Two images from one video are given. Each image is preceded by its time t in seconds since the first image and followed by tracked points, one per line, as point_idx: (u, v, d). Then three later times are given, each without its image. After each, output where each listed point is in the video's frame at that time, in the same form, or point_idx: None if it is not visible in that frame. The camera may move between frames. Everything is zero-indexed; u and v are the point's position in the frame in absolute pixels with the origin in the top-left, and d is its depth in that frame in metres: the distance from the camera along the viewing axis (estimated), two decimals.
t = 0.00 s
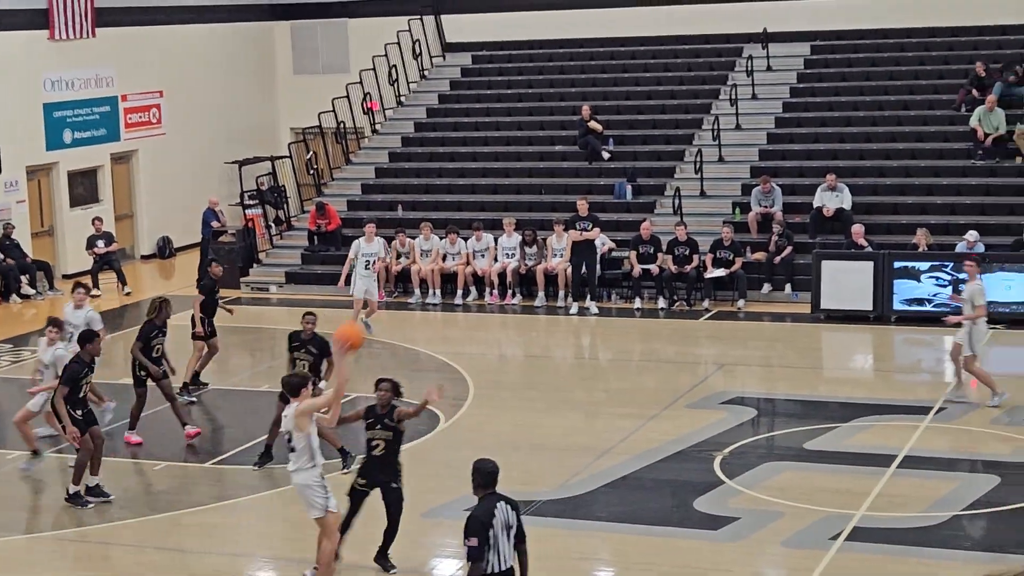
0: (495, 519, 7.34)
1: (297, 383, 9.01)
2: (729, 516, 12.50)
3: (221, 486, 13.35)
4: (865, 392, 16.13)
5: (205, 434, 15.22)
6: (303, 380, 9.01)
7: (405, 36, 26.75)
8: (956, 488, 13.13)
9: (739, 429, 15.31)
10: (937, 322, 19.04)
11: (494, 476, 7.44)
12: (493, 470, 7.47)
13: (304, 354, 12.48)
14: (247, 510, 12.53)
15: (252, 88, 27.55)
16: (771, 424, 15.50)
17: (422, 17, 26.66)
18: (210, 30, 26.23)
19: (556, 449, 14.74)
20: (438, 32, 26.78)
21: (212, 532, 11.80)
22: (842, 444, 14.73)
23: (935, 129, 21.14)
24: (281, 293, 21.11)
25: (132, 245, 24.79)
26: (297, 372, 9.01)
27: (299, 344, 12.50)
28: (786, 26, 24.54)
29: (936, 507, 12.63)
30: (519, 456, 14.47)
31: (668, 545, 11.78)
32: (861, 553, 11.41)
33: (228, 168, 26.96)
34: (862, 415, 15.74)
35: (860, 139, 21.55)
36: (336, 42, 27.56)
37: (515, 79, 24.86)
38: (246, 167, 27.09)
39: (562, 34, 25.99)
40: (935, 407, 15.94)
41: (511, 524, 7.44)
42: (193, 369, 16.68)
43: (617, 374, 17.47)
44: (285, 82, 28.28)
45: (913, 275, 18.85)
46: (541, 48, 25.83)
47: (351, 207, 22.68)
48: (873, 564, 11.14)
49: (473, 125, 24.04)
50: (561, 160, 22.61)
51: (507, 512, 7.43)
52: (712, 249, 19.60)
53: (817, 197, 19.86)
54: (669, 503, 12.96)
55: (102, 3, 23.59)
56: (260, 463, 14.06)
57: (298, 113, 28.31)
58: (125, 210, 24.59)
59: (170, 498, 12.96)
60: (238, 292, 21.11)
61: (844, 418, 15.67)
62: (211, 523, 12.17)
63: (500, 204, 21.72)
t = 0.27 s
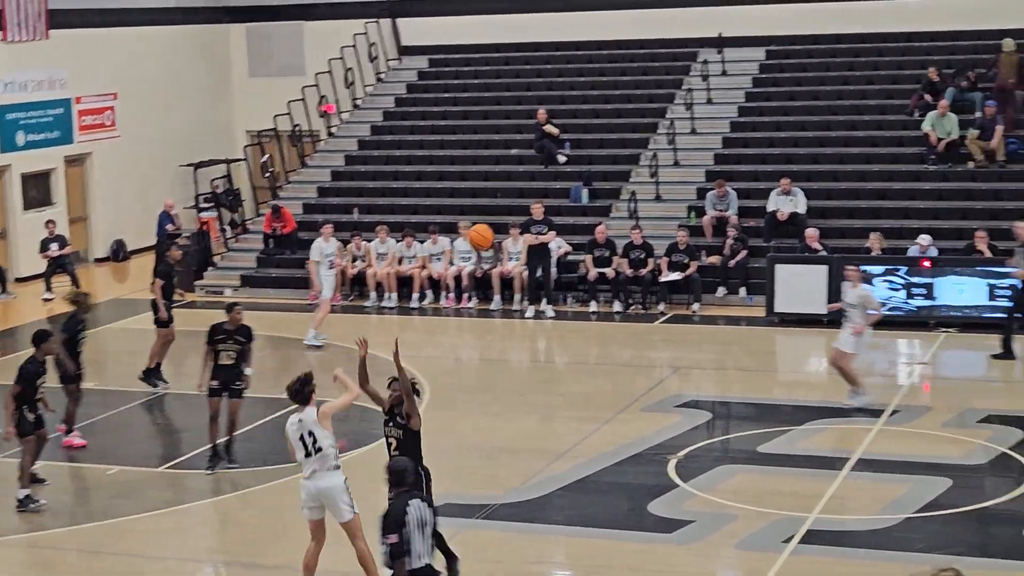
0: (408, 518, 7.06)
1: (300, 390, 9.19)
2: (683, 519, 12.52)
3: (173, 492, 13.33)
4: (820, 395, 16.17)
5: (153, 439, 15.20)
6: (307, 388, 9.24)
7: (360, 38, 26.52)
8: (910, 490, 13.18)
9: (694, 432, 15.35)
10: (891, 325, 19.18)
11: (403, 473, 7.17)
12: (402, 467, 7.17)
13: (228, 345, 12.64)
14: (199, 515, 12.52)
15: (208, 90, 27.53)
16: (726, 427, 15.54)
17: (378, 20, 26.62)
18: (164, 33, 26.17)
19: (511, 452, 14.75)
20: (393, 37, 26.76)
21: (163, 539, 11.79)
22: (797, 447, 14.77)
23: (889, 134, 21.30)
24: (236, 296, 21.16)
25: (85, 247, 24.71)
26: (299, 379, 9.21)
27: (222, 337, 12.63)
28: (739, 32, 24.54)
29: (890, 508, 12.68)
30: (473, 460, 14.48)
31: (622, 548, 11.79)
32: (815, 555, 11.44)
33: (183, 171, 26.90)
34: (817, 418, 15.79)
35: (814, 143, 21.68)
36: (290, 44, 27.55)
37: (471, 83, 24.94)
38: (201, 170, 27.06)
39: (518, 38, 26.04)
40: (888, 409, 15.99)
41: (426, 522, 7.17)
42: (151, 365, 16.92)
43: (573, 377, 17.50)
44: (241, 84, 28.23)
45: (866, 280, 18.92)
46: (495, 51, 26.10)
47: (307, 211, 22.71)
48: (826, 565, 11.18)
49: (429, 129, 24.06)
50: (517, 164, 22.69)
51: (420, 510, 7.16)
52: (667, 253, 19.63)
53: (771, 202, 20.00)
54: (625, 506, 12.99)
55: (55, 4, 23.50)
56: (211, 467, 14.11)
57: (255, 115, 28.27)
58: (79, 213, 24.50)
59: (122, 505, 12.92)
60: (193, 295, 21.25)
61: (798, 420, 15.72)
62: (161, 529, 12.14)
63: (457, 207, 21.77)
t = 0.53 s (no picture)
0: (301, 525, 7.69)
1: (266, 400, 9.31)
2: (622, 527, 12.54)
3: (104, 500, 13.22)
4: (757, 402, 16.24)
5: (82, 446, 15.06)
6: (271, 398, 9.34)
7: (302, 44, 26.91)
8: (846, 497, 13.26)
9: (633, 440, 15.39)
10: (829, 333, 19.31)
11: (300, 483, 7.72)
12: (299, 477, 7.72)
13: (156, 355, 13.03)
14: (133, 524, 12.44)
15: (148, 93, 27.37)
16: (665, 434, 15.58)
17: (319, 25, 26.86)
18: (105, 36, 26.03)
19: (450, 459, 14.73)
20: (335, 41, 27.02)
21: (94, 548, 11.71)
22: (734, 454, 14.82)
23: (827, 143, 21.49)
24: (175, 301, 21.15)
25: (22, 252, 24.45)
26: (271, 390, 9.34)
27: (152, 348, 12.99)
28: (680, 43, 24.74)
29: (826, 515, 12.74)
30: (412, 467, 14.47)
31: (560, 556, 11.79)
32: (752, 562, 11.49)
33: (122, 174, 26.67)
34: (755, 425, 15.86)
35: (753, 152, 21.84)
36: (229, 47, 27.52)
37: (412, 89, 24.95)
38: (141, 173, 26.89)
39: (460, 45, 26.20)
40: (824, 417, 16.05)
41: (321, 529, 7.78)
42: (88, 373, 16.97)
43: (513, 384, 17.51)
44: (181, 89, 28.05)
45: (803, 288, 19.10)
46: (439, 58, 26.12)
47: (246, 215, 22.68)
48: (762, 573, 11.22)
49: (370, 134, 24.04)
50: (458, 170, 22.68)
51: (314, 518, 7.74)
52: (607, 261, 19.66)
53: (710, 210, 20.10)
54: (564, 514, 13.00)
55: None
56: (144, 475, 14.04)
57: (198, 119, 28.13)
58: (16, 216, 24.24)
59: (54, 514, 12.81)
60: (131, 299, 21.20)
61: (736, 428, 15.77)
62: (94, 538, 12.05)
63: (398, 213, 21.78)
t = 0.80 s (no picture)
0: (215, 521, 7.69)
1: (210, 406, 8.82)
2: (575, 531, 12.54)
3: (51, 503, 13.11)
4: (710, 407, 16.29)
5: (28, 449, 14.90)
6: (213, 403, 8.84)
7: (258, 45, 26.87)
8: (798, 502, 13.32)
9: (586, 445, 15.40)
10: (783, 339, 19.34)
11: (213, 480, 7.71)
12: (212, 474, 7.74)
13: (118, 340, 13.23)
14: (84, 527, 12.33)
15: (102, 94, 27.23)
16: (619, 439, 15.60)
17: (275, 27, 26.76)
18: (59, 35, 25.86)
19: (403, 463, 14.69)
20: (291, 43, 26.89)
21: (40, 551, 11.58)
22: (688, 459, 14.85)
23: (782, 150, 21.60)
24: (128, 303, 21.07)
25: None
26: (208, 397, 8.85)
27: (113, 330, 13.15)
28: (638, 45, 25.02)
29: (778, 521, 12.78)
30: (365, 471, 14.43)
31: (513, 560, 11.78)
32: (703, 567, 11.51)
33: (76, 175, 26.51)
34: (707, 431, 15.89)
35: (709, 159, 21.94)
36: (184, 49, 27.52)
37: (368, 92, 24.91)
38: (94, 174, 26.72)
39: (417, 49, 26.34)
40: (778, 423, 16.10)
41: (233, 524, 7.81)
42: (75, 362, 17.45)
43: (468, 388, 17.49)
44: (136, 89, 28.01)
45: (758, 294, 19.16)
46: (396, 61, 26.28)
47: (200, 217, 22.57)
48: None
49: (326, 137, 23.97)
50: (414, 174, 22.66)
51: (226, 514, 7.77)
52: (563, 266, 19.73)
53: (666, 216, 20.20)
54: (517, 518, 12.98)
55: None
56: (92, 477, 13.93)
57: (153, 120, 27.99)
58: None
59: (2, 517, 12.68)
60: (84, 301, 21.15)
61: (689, 433, 15.81)
62: (42, 541, 11.93)
63: (353, 217, 21.75)
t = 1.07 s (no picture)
0: (184, 515, 7.67)
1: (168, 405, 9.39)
2: (576, 531, 12.53)
3: (52, 501, 13.10)
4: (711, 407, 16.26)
5: (28, 447, 14.88)
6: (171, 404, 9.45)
7: (258, 44, 26.90)
8: (799, 502, 13.30)
9: (587, 444, 15.37)
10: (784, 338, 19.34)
11: (185, 473, 7.74)
12: (183, 467, 7.77)
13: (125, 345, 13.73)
14: (85, 525, 12.33)
15: (103, 93, 27.23)
16: (619, 438, 15.58)
17: (276, 25, 26.79)
18: (59, 33, 25.86)
19: (405, 462, 14.68)
20: (291, 42, 26.94)
21: (42, 549, 11.58)
22: (689, 459, 14.83)
23: (782, 149, 21.60)
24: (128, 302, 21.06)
25: None
26: (165, 398, 9.46)
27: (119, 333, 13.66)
28: (638, 44, 25.03)
29: (779, 520, 12.77)
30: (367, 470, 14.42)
31: (515, 559, 11.76)
32: (706, 566, 11.49)
33: (76, 174, 26.49)
34: (708, 430, 15.86)
35: (709, 158, 21.93)
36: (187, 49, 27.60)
37: (368, 91, 24.91)
38: (95, 173, 26.70)
39: (418, 48, 26.36)
40: (779, 423, 16.08)
41: (203, 520, 7.79)
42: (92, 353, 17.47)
43: (468, 387, 17.47)
44: (137, 88, 28.00)
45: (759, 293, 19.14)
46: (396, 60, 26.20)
47: (200, 216, 22.56)
48: None
49: (327, 136, 23.96)
50: (415, 172, 22.65)
51: (197, 509, 7.75)
52: (563, 264, 19.59)
53: (667, 215, 20.18)
54: (518, 517, 12.96)
55: None
56: (93, 475, 13.91)
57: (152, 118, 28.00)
58: None
59: (3, 515, 12.66)
60: (84, 300, 21.11)
61: (690, 432, 15.79)
62: (43, 540, 11.91)
63: (353, 216, 21.73)
